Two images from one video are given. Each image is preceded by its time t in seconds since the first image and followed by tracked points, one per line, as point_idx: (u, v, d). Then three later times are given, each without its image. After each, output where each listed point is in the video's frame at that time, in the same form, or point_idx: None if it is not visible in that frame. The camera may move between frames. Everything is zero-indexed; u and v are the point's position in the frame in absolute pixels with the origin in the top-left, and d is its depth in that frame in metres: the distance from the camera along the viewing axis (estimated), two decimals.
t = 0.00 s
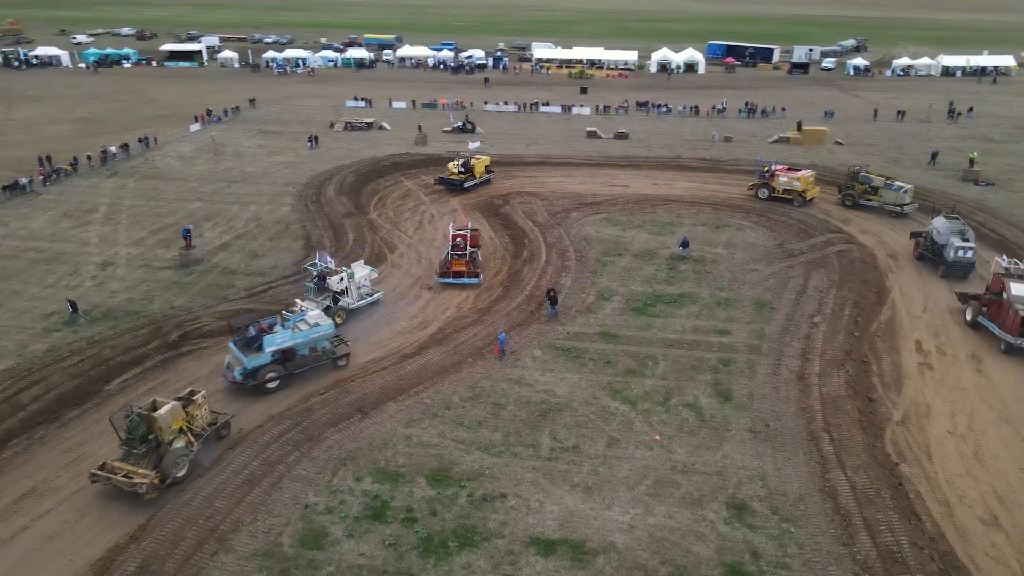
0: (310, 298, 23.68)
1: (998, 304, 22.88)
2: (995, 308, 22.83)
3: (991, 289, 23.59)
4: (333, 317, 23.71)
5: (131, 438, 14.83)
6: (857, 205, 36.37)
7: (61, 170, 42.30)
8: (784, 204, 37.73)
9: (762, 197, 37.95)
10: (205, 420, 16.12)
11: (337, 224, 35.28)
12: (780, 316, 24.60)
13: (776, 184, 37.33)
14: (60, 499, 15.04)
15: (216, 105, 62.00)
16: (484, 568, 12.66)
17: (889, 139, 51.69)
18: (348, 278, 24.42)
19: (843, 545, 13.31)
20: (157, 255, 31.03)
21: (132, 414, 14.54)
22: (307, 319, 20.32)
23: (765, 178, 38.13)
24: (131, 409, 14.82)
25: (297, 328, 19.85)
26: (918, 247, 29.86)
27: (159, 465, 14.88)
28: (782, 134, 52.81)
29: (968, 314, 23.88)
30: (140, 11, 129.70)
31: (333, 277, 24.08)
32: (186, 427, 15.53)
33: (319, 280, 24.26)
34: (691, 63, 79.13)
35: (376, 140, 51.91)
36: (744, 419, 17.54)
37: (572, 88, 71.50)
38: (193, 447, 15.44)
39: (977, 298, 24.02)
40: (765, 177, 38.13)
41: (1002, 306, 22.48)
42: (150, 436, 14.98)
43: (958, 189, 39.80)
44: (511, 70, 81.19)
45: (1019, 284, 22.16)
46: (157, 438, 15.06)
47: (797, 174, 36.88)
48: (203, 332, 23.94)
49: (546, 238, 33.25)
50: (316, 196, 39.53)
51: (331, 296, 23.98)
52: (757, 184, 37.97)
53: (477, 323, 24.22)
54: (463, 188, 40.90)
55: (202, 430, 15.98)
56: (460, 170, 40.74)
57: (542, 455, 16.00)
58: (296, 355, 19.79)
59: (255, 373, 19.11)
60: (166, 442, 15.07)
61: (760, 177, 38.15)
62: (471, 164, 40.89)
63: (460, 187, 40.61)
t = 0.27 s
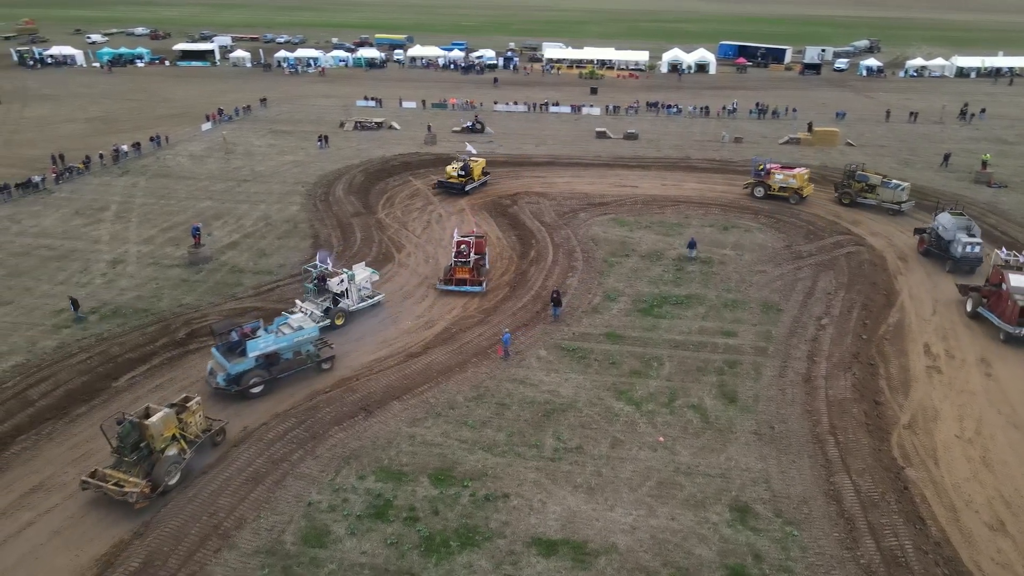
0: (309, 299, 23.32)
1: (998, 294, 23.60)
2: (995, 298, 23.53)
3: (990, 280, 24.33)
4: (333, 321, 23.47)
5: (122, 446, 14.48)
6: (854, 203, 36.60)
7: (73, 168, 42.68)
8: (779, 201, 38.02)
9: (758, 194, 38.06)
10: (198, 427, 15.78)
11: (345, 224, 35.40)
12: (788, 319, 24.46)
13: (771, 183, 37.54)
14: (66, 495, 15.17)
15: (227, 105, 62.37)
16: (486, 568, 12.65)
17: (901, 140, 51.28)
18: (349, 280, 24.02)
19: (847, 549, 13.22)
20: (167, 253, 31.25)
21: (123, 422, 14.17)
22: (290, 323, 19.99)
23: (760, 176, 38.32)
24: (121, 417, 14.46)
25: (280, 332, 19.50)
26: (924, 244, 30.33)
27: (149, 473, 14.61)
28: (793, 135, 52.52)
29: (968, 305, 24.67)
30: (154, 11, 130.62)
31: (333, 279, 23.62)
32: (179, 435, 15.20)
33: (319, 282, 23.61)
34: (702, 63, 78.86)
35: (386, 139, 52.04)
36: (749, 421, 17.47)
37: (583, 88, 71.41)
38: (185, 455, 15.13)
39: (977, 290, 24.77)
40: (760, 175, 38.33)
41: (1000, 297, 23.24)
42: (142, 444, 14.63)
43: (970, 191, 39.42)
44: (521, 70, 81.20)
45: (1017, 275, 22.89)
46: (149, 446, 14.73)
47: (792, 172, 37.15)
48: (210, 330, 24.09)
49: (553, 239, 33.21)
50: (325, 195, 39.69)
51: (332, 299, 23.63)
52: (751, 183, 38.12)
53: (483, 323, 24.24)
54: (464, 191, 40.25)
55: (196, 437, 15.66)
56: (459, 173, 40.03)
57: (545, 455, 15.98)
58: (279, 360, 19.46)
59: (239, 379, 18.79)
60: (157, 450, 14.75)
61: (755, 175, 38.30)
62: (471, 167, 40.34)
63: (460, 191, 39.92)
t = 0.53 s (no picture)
0: (307, 302, 23.14)
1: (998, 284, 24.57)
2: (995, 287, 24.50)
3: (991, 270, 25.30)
4: (330, 324, 23.15)
5: (108, 454, 14.13)
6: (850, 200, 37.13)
7: (88, 166, 43.12)
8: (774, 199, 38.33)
9: (751, 193, 38.28)
10: (188, 436, 15.48)
11: (354, 223, 35.54)
12: (796, 321, 24.29)
13: (765, 181, 37.81)
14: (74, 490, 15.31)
15: (241, 104, 62.80)
16: (487, 567, 12.66)
17: (915, 142, 50.81)
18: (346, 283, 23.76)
19: (851, 553, 13.11)
20: (178, 251, 31.50)
21: (110, 429, 13.87)
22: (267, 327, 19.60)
23: (753, 175, 38.53)
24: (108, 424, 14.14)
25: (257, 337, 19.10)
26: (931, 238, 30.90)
27: (136, 483, 14.26)
28: (805, 137, 52.17)
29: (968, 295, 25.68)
30: (170, 10, 131.74)
31: (331, 282, 23.36)
32: (168, 444, 14.88)
33: (315, 286, 23.33)
34: (715, 64, 78.52)
35: (397, 139, 52.21)
36: (754, 423, 17.36)
37: (595, 88, 71.26)
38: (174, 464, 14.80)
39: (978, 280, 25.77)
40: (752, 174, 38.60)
41: (1000, 286, 24.26)
42: (129, 452, 14.30)
43: (985, 193, 38.97)
44: (534, 70, 81.19)
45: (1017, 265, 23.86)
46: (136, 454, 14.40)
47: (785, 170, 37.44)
48: (219, 327, 24.27)
49: (562, 239, 33.17)
50: (335, 194, 39.87)
51: (329, 302, 23.37)
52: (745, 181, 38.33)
53: (490, 322, 24.24)
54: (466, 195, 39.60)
55: (185, 446, 15.36)
56: (461, 177, 39.28)
57: (549, 456, 15.96)
58: (258, 365, 19.03)
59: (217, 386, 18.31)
60: (145, 459, 14.42)
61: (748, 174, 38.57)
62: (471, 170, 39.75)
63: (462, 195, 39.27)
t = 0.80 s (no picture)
0: (301, 305, 23.02)
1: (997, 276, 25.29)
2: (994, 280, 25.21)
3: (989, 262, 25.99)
4: (324, 327, 22.86)
5: (94, 465, 13.91)
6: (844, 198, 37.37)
7: (97, 165, 43.40)
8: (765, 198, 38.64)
9: (743, 191, 38.48)
10: (177, 443, 15.25)
11: (360, 222, 35.61)
12: (801, 322, 24.17)
13: (756, 180, 38.05)
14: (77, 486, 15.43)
15: (249, 103, 63.03)
16: (486, 567, 12.66)
17: (925, 143, 50.48)
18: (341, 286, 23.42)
19: (852, 556, 13.04)
20: (184, 250, 31.65)
21: (95, 439, 13.64)
22: (248, 332, 19.28)
23: (745, 173, 38.73)
24: (93, 434, 13.90)
25: (238, 343, 18.79)
26: (931, 234, 31.41)
27: (123, 493, 14.06)
28: (813, 138, 51.92)
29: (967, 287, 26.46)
30: (181, 10, 132.43)
31: (325, 285, 23.07)
32: (155, 452, 14.63)
33: (310, 289, 23.12)
34: (724, 64, 78.23)
35: (404, 139, 52.29)
36: (757, 425, 17.28)
37: (603, 89, 71.13)
38: (161, 473, 14.58)
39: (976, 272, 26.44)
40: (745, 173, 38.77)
41: (999, 279, 24.97)
42: (115, 463, 14.06)
43: (994, 195, 38.67)
44: (542, 70, 81.15)
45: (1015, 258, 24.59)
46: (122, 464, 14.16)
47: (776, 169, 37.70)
48: (223, 325, 24.37)
49: (567, 239, 33.14)
50: (341, 193, 39.97)
51: (323, 305, 23.10)
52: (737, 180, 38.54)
53: (493, 322, 24.26)
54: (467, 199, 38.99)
55: (172, 454, 15.12)
56: (461, 181, 38.65)
57: (550, 456, 15.94)
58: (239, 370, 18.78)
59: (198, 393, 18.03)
60: (131, 469, 14.20)
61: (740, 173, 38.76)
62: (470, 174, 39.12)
63: (464, 199, 38.66)
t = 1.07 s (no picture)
0: (293, 308, 22.58)
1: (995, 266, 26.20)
2: (994, 269, 26.08)
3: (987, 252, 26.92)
4: (315, 330, 22.46)
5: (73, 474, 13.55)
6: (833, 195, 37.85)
7: (108, 163, 43.74)
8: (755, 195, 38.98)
9: (733, 190, 38.96)
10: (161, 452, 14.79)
11: (367, 221, 35.71)
12: (807, 324, 24.04)
13: (747, 178, 38.42)
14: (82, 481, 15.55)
15: (259, 103, 63.34)
16: (485, 567, 12.66)
17: (936, 144, 50.08)
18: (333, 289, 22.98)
19: (854, 560, 12.95)
20: (192, 248, 31.84)
21: (75, 448, 13.31)
22: (222, 339, 18.65)
23: (734, 172, 39.15)
24: (73, 442, 13.55)
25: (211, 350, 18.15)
26: (931, 228, 32.13)
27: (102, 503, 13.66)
28: (823, 138, 51.63)
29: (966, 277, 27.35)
30: (194, 11, 133.39)
31: (317, 287, 22.64)
32: (137, 462, 14.21)
33: (301, 292, 22.70)
34: (734, 64, 77.92)
35: (413, 138, 52.39)
36: (760, 427, 17.19)
37: (612, 89, 71.00)
38: (143, 484, 14.14)
39: (974, 263, 27.30)
40: (735, 171, 39.15)
41: (999, 269, 25.87)
42: (95, 472, 13.67)
43: (1005, 197, 38.31)
44: (552, 70, 81.10)
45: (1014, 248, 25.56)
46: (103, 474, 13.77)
47: (766, 167, 38.11)
48: (229, 323, 24.50)
49: (573, 239, 33.10)
50: (349, 193, 40.10)
51: (315, 308, 22.71)
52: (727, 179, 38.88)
53: (497, 322, 24.27)
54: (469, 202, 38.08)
55: (157, 463, 14.68)
56: (462, 185, 37.76)
57: (552, 456, 15.92)
58: (214, 379, 18.17)
59: (171, 403, 17.42)
60: (112, 479, 13.79)
61: (730, 172, 39.15)
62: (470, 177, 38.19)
63: (466, 202, 37.80)
